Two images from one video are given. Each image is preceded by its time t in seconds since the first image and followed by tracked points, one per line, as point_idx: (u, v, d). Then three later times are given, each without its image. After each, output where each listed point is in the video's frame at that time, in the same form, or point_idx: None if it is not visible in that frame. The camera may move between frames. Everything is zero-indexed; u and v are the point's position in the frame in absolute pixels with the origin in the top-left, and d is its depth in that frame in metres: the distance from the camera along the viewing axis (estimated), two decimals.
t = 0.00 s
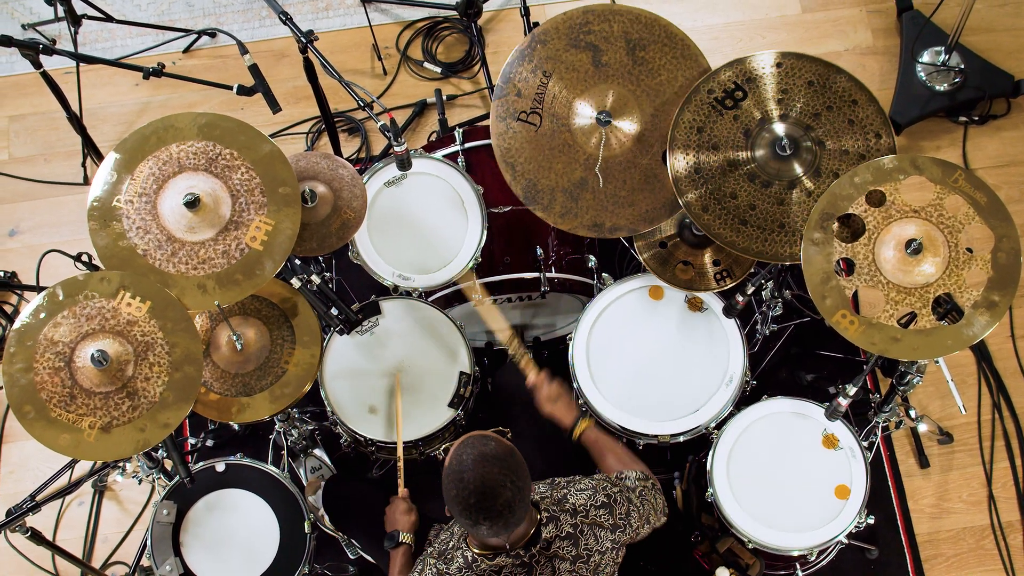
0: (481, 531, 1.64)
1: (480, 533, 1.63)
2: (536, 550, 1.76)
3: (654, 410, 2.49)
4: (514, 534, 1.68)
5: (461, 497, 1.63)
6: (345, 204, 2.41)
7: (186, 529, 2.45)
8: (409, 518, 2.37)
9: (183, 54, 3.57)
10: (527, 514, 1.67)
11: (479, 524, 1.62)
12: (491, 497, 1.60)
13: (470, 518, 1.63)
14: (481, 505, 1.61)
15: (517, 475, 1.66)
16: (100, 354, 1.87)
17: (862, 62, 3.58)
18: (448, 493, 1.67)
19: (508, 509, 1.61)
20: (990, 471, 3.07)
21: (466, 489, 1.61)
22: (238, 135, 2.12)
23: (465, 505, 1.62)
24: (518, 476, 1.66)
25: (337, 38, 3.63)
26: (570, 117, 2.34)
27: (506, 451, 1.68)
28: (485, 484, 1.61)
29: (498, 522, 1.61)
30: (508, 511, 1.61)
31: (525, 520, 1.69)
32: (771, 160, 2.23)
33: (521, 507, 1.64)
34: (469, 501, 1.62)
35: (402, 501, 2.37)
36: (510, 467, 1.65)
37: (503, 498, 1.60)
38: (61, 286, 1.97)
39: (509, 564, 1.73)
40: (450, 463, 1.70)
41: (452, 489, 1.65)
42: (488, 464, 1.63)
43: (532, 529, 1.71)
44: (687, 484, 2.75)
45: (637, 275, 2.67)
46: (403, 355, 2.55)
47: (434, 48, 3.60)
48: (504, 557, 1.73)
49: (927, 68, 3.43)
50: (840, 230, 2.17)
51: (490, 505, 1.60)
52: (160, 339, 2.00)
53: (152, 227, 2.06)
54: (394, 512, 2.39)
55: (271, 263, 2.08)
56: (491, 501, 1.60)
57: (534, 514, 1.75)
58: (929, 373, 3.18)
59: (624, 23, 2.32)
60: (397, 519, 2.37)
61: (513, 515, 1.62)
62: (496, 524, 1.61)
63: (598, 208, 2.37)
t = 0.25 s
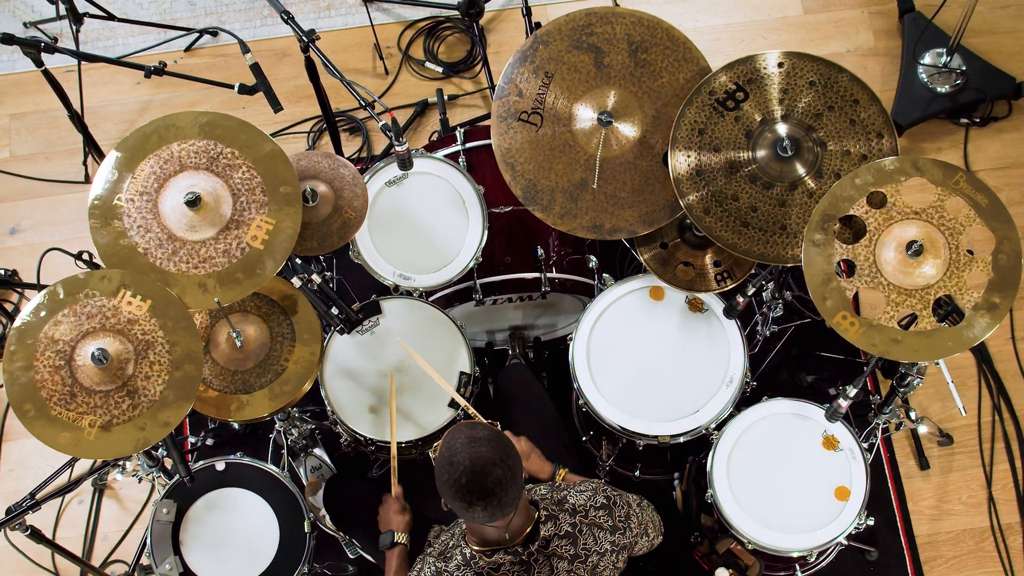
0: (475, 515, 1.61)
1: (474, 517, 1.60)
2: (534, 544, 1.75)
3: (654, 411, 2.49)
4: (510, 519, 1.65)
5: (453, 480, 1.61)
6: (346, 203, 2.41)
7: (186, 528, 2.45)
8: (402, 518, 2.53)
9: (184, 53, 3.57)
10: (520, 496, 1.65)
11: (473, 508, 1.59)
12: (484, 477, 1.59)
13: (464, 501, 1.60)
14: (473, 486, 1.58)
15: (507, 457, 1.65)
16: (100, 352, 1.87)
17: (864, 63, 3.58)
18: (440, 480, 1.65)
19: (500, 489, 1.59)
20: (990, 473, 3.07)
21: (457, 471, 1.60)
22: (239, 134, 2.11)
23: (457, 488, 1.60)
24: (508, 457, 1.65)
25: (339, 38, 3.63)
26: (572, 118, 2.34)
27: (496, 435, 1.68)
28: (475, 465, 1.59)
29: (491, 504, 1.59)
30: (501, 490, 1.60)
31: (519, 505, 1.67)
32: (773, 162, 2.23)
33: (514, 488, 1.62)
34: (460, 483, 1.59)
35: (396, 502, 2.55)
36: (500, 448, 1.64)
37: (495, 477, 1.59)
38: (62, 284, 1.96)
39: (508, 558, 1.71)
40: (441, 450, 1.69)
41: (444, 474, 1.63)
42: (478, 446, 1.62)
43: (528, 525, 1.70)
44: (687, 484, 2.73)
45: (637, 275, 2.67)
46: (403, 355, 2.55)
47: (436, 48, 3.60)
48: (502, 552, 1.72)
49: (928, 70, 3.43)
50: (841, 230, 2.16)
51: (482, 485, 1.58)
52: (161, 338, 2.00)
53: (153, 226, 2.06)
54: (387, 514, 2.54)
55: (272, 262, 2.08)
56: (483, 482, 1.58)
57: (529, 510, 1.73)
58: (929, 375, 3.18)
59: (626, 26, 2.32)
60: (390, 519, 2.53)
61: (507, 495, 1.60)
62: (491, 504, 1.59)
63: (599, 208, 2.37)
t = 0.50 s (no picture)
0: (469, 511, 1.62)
1: (468, 512, 1.61)
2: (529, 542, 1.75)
3: (654, 411, 2.49)
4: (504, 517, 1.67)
5: (449, 475, 1.63)
6: (347, 202, 2.41)
7: (186, 527, 2.45)
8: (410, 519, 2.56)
9: (186, 52, 3.57)
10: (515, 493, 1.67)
11: (467, 503, 1.61)
12: (478, 472, 1.61)
13: (458, 497, 1.61)
14: (468, 482, 1.61)
15: (502, 454, 1.68)
16: (100, 351, 1.87)
17: (865, 64, 3.58)
18: (437, 477, 1.68)
19: (494, 485, 1.61)
20: (990, 475, 3.07)
21: (453, 467, 1.63)
22: (240, 133, 2.12)
23: (452, 483, 1.62)
24: (504, 454, 1.68)
25: (341, 37, 3.63)
26: (572, 120, 2.34)
27: (491, 433, 1.71)
28: (470, 461, 1.63)
29: (484, 500, 1.60)
30: (496, 486, 1.61)
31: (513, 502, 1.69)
32: (774, 163, 2.22)
33: (509, 484, 1.64)
34: (455, 478, 1.62)
35: (401, 503, 2.59)
36: (496, 446, 1.68)
37: (489, 472, 1.61)
38: (63, 282, 1.97)
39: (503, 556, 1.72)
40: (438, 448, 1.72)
41: (440, 470, 1.66)
42: (474, 443, 1.65)
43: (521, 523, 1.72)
44: (687, 484, 2.73)
45: (638, 276, 2.67)
46: (404, 354, 2.55)
47: (438, 47, 3.60)
48: (497, 551, 1.72)
49: (930, 71, 3.44)
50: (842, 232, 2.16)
51: (476, 480, 1.60)
52: (161, 336, 2.00)
53: (154, 224, 2.06)
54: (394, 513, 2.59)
55: (272, 261, 2.08)
56: (477, 477, 1.61)
57: (523, 509, 1.75)
58: (930, 376, 3.18)
59: (627, 32, 2.33)
60: (397, 521, 2.56)
61: (501, 491, 1.62)
62: (485, 499, 1.60)
63: (600, 209, 2.37)
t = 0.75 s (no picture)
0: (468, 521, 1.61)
1: (466, 521, 1.60)
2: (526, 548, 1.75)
3: (655, 412, 2.49)
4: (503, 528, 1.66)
5: (452, 484, 1.62)
6: (348, 202, 2.41)
7: (186, 526, 2.45)
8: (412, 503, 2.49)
9: (188, 50, 3.57)
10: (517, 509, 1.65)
11: (466, 513, 1.60)
12: (481, 486, 1.59)
13: (458, 506, 1.60)
14: (470, 493, 1.59)
15: (508, 469, 1.65)
16: (101, 349, 1.87)
17: (867, 66, 3.58)
18: (440, 483, 1.67)
19: (497, 501, 1.59)
20: (990, 476, 3.07)
21: (458, 476, 1.61)
22: (241, 132, 2.11)
23: (454, 492, 1.61)
24: (511, 469, 1.66)
25: (342, 36, 3.64)
26: (574, 117, 2.34)
27: (501, 449, 1.69)
28: (477, 473, 1.60)
29: (485, 513, 1.59)
30: (497, 503, 1.59)
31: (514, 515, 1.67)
32: (776, 163, 2.22)
33: (511, 500, 1.62)
34: (458, 488, 1.60)
35: (406, 488, 2.49)
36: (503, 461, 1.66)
37: (492, 489, 1.59)
38: (63, 280, 1.96)
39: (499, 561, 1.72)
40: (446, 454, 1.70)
41: (444, 478, 1.64)
42: (482, 455, 1.64)
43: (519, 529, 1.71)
44: (686, 485, 2.73)
45: (638, 276, 2.67)
46: (405, 353, 2.55)
47: (439, 47, 3.60)
48: (495, 555, 1.72)
49: (931, 73, 3.44)
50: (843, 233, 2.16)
51: (480, 494, 1.58)
52: (162, 335, 2.00)
53: (155, 223, 2.06)
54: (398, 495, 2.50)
55: (273, 260, 2.08)
56: (481, 490, 1.59)
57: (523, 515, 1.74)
58: (930, 378, 3.18)
59: (630, 26, 2.32)
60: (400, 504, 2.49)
61: (502, 508, 1.59)
62: (485, 513, 1.58)
63: (601, 209, 2.37)
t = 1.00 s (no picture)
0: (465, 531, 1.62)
1: (462, 530, 1.62)
2: (523, 568, 1.71)
3: (654, 412, 2.49)
4: (502, 544, 1.65)
5: (458, 492, 1.63)
6: (349, 201, 2.41)
7: (186, 525, 2.45)
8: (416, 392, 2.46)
9: (189, 49, 3.57)
10: (518, 530, 1.63)
11: (464, 524, 1.61)
12: (484, 503, 1.60)
13: (458, 515, 1.62)
14: (471, 506, 1.60)
15: (516, 490, 1.64)
16: (102, 348, 1.87)
17: (868, 67, 3.58)
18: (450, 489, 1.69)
19: (495, 519, 1.58)
20: (990, 478, 3.07)
21: (466, 485, 1.63)
22: (243, 131, 2.11)
23: (457, 501, 1.62)
24: (520, 491, 1.64)
25: (344, 36, 3.64)
26: (575, 118, 2.34)
27: (515, 470, 1.67)
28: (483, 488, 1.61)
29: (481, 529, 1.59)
30: (495, 521, 1.58)
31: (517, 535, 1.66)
32: (776, 164, 2.22)
33: (513, 520, 1.61)
34: (462, 497, 1.62)
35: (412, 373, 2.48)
36: (513, 481, 1.64)
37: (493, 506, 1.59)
38: (64, 279, 1.96)
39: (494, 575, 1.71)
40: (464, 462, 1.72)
41: (453, 485, 1.66)
42: (493, 473, 1.63)
43: (519, 544, 1.69)
44: (686, 485, 2.73)
45: (639, 277, 2.67)
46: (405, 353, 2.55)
47: (441, 47, 3.60)
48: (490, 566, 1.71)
49: (932, 75, 3.44)
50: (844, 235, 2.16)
51: (480, 508, 1.59)
52: (162, 334, 2.00)
53: (156, 222, 2.06)
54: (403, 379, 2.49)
55: (274, 259, 2.09)
56: (482, 505, 1.59)
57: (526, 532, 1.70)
58: (930, 380, 3.18)
59: (631, 33, 2.33)
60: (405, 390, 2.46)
61: (501, 526, 1.59)
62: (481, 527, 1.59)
63: (601, 210, 2.37)
